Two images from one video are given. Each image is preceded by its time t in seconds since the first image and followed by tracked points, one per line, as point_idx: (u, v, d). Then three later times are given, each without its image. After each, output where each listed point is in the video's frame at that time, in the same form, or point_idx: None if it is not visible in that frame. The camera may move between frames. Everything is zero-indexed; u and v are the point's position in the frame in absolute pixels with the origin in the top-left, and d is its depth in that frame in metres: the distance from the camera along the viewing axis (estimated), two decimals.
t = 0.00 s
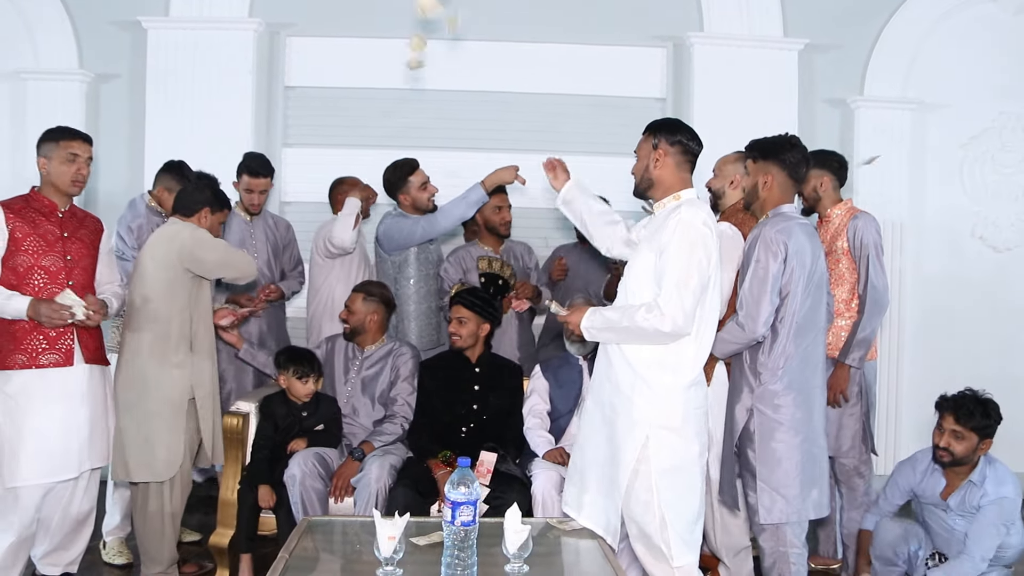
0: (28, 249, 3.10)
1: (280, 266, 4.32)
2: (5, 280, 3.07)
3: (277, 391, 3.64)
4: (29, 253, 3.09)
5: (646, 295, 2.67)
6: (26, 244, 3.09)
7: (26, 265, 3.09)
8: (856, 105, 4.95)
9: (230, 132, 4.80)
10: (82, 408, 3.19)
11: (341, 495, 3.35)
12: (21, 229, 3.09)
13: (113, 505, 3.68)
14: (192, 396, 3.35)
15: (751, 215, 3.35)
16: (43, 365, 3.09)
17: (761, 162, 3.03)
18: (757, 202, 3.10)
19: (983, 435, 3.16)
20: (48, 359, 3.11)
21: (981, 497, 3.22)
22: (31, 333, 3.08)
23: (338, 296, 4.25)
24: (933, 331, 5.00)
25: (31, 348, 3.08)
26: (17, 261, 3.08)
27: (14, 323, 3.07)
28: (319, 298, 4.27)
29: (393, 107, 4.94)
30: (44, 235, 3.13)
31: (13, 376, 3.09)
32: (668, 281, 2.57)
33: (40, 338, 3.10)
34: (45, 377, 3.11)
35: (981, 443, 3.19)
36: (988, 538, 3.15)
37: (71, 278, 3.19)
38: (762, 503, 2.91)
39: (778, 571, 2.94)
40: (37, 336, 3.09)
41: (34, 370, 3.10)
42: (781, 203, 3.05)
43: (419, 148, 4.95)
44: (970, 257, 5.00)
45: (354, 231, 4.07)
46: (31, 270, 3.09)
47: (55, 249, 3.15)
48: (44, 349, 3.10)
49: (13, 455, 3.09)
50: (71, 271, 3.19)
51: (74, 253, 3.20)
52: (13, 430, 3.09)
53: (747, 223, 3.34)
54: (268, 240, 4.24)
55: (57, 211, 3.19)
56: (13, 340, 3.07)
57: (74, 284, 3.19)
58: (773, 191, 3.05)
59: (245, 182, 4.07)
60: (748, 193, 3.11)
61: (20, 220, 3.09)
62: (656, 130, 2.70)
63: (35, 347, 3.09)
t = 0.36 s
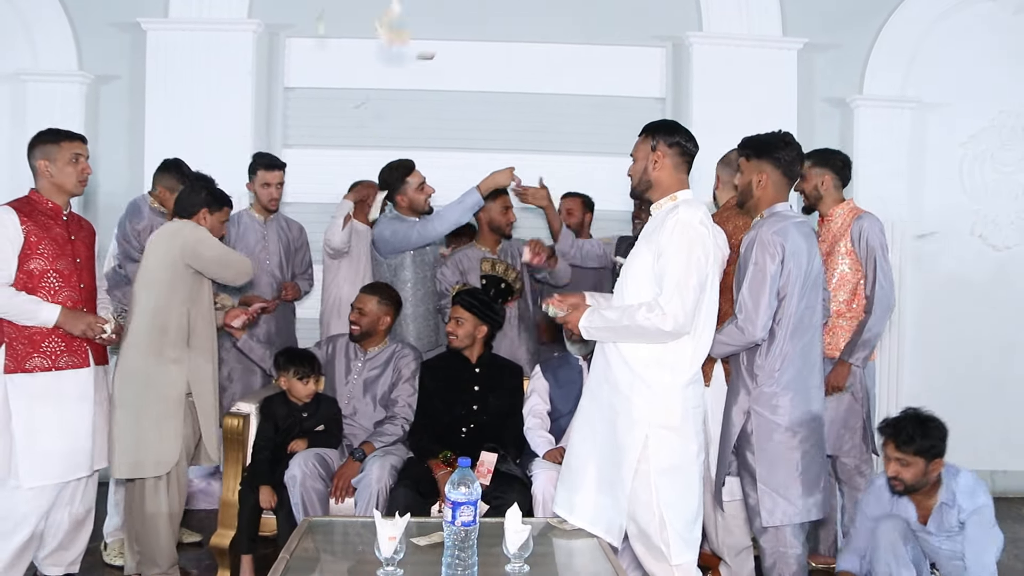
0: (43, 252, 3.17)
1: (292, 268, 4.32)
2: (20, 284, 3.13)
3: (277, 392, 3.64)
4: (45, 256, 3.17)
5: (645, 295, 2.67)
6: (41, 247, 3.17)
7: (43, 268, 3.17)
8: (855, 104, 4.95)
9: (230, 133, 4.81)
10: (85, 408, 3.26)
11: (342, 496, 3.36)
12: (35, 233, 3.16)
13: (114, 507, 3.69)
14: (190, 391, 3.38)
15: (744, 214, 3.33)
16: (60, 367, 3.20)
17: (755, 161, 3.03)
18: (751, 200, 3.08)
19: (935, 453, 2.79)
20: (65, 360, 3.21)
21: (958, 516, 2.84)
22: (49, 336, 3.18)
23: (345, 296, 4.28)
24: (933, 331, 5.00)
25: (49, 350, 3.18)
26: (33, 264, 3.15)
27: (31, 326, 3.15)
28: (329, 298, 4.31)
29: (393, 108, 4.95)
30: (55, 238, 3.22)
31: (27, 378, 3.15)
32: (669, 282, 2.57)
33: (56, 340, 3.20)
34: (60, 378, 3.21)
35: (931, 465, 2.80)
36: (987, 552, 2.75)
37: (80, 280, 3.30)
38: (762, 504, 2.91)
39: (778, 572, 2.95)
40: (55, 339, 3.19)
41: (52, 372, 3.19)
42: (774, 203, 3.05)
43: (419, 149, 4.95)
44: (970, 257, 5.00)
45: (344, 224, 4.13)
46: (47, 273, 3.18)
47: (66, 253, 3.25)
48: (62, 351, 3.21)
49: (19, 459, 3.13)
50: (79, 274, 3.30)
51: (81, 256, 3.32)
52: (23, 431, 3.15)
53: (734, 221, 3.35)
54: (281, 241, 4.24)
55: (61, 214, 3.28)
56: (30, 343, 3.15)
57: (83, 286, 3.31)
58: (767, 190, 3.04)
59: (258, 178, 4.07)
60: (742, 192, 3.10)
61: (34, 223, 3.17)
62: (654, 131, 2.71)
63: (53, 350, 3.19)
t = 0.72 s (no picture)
0: (42, 251, 3.17)
1: (295, 270, 4.33)
2: (20, 283, 3.13)
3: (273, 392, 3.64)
4: (44, 255, 3.17)
5: (637, 292, 2.67)
6: (40, 246, 3.17)
7: (43, 267, 3.17)
8: (852, 106, 4.96)
9: (227, 133, 4.81)
10: (81, 407, 3.27)
11: (339, 496, 3.37)
12: (34, 232, 3.16)
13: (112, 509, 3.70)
14: (179, 389, 3.37)
15: (741, 216, 3.34)
16: (59, 365, 3.21)
17: (753, 162, 3.03)
18: (749, 202, 3.08)
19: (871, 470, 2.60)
20: (64, 359, 3.22)
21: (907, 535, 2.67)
22: (47, 335, 3.19)
23: (339, 298, 4.39)
24: (930, 332, 5.00)
25: (48, 349, 3.19)
26: (33, 263, 3.15)
27: (28, 325, 3.16)
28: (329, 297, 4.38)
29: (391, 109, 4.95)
30: (54, 237, 3.22)
31: (26, 376, 3.16)
32: (658, 278, 2.57)
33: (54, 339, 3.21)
34: (58, 376, 3.22)
35: (862, 491, 2.63)
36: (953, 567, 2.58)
37: (80, 279, 3.30)
38: (758, 505, 2.92)
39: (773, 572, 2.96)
40: (54, 338, 3.20)
41: (50, 371, 3.20)
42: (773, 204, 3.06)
43: (417, 149, 4.95)
44: (967, 258, 5.00)
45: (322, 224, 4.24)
46: (46, 271, 3.18)
47: (66, 252, 3.25)
48: (60, 350, 3.21)
49: (16, 457, 3.14)
50: (78, 272, 3.30)
51: (80, 255, 3.33)
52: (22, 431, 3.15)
53: (728, 223, 3.36)
54: (284, 243, 4.24)
55: (59, 213, 3.28)
56: (29, 341, 3.16)
57: (82, 285, 3.32)
58: (766, 192, 3.05)
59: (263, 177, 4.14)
60: (740, 194, 3.10)
61: (32, 222, 3.16)
62: (643, 137, 2.71)
63: (52, 349, 3.20)
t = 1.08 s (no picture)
0: (34, 250, 3.17)
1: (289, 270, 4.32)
2: (13, 281, 3.15)
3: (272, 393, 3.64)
4: (36, 254, 3.17)
5: (639, 293, 2.68)
6: (31, 246, 3.17)
7: (34, 266, 3.18)
8: (851, 106, 4.95)
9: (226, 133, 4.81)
10: (77, 409, 3.29)
11: (338, 497, 3.37)
12: (26, 232, 3.16)
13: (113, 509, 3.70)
14: (167, 396, 3.35)
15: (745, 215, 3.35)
16: (54, 365, 3.21)
17: (755, 163, 3.03)
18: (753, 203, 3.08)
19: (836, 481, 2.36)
20: (59, 358, 3.23)
21: (874, 550, 2.34)
22: (42, 334, 3.19)
23: (338, 297, 4.36)
24: (929, 332, 5.00)
25: (42, 348, 3.19)
26: (25, 263, 3.16)
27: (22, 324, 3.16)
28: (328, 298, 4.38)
29: (391, 110, 4.95)
30: (48, 236, 3.22)
31: (21, 376, 3.16)
32: (661, 280, 2.57)
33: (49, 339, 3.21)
34: (52, 375, 3.22)
35: (813, 496, 2.37)
36: None
37: (74, 278, 3.30)
38: (758, 504, 2.93)
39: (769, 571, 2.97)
40: (48, 337, 3.20)
41: (46, 370, 3.21)
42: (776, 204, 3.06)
43: (416, 149, 4.95)
44: (966, 258, 5.00)
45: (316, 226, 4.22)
46: (38, 271, 3.18)
47: (60, 251, 3.25)
48: (54, 349, 3.21)
49: (12, 457, 3.14)
50: (73, 272, 3.30)
51: (76, 254, 3.32)
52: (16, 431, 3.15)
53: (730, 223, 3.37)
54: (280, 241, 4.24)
55: (54, 214, 3.28)
56: (23, 341, 3.16)
57: (77, 284, 3.32)
58: (769, 191, 3.05)
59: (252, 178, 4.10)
60: (742, 195, 3.09)
61: (23, 222, 3.17)
62: (638, 138, 2.69)
63: (46, 348, 3.20)
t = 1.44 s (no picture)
0: (37, 247, 3.18)
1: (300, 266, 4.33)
2: (15, 278, 3.16)
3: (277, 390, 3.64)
4: (39, 251, 3.18)
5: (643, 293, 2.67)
6: (34, 242, 3.18)
7: (36, 263, 3.19)
8: (856, 102, 4.93)
9: (230, 130, 4.81)
10: (78, 405, 3.30)
11: (343, 494, 3.37)
12: (28, 228, 3.17)
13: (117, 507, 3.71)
14: (162, 401, 3.36)
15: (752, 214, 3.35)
16: (53, 362, 3.22)
17: (758, 161, 3.02)
18: (760, 203, 3.07)
19: (763, 486, 2.66)
20: (58, 355, 3.23)
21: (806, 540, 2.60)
22: (41, 332, 3.19)
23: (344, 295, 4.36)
24: (934, 329, 4.99)
25: (42, 345, 3.20)
26: (26, 259, 3.17)
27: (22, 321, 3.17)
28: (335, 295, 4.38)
29: (395, 107, 4.95)
30: (51, 233, 3.22)
31: (22, 372, 3.17)
32: (664, 278, 2.56)
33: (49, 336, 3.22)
34: (52, 372, 3.23)
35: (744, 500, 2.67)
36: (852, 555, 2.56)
37: (78, 275, 3.30)
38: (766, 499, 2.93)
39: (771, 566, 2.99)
40: (47, 334, 3.20)
41: (45, 367, 3.21)
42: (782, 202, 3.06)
43: (420, 146, 4.95)
44: (972, 255, 4.99)
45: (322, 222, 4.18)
46: (40, 268, 3.19)
47: (64, 247, 3.25)
48: (54, 346, 3.22)
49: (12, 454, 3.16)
50: (77, 268, 3.30)
51: (80, 251, 3.32)
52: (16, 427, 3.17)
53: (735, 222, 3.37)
54: (290, 237, 4.24)
55: (61, 210, 3.29)
56: (23, 337, 3.17)
57: (81, 281, 3.31)
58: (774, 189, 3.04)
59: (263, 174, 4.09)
60: (747, 195, 3.08)
61: (26, 218, 3.18)
62: (643, 134, 2.69)
63: (47, 345, 3.21)
